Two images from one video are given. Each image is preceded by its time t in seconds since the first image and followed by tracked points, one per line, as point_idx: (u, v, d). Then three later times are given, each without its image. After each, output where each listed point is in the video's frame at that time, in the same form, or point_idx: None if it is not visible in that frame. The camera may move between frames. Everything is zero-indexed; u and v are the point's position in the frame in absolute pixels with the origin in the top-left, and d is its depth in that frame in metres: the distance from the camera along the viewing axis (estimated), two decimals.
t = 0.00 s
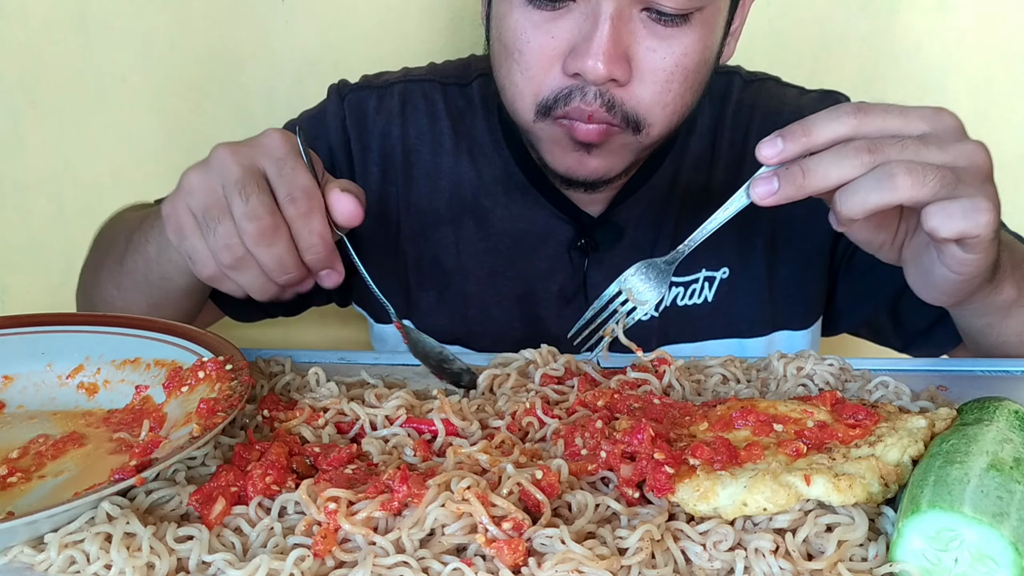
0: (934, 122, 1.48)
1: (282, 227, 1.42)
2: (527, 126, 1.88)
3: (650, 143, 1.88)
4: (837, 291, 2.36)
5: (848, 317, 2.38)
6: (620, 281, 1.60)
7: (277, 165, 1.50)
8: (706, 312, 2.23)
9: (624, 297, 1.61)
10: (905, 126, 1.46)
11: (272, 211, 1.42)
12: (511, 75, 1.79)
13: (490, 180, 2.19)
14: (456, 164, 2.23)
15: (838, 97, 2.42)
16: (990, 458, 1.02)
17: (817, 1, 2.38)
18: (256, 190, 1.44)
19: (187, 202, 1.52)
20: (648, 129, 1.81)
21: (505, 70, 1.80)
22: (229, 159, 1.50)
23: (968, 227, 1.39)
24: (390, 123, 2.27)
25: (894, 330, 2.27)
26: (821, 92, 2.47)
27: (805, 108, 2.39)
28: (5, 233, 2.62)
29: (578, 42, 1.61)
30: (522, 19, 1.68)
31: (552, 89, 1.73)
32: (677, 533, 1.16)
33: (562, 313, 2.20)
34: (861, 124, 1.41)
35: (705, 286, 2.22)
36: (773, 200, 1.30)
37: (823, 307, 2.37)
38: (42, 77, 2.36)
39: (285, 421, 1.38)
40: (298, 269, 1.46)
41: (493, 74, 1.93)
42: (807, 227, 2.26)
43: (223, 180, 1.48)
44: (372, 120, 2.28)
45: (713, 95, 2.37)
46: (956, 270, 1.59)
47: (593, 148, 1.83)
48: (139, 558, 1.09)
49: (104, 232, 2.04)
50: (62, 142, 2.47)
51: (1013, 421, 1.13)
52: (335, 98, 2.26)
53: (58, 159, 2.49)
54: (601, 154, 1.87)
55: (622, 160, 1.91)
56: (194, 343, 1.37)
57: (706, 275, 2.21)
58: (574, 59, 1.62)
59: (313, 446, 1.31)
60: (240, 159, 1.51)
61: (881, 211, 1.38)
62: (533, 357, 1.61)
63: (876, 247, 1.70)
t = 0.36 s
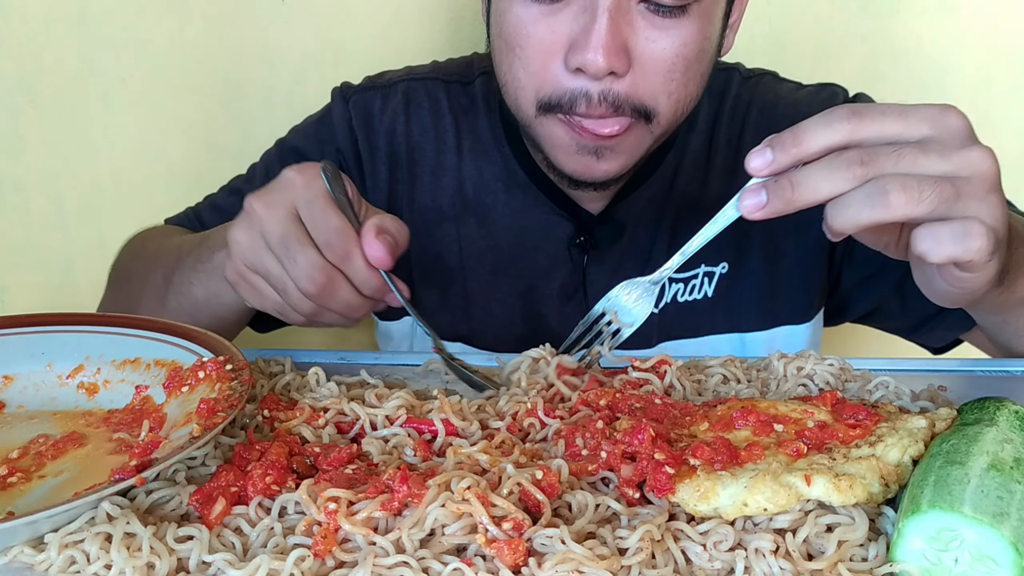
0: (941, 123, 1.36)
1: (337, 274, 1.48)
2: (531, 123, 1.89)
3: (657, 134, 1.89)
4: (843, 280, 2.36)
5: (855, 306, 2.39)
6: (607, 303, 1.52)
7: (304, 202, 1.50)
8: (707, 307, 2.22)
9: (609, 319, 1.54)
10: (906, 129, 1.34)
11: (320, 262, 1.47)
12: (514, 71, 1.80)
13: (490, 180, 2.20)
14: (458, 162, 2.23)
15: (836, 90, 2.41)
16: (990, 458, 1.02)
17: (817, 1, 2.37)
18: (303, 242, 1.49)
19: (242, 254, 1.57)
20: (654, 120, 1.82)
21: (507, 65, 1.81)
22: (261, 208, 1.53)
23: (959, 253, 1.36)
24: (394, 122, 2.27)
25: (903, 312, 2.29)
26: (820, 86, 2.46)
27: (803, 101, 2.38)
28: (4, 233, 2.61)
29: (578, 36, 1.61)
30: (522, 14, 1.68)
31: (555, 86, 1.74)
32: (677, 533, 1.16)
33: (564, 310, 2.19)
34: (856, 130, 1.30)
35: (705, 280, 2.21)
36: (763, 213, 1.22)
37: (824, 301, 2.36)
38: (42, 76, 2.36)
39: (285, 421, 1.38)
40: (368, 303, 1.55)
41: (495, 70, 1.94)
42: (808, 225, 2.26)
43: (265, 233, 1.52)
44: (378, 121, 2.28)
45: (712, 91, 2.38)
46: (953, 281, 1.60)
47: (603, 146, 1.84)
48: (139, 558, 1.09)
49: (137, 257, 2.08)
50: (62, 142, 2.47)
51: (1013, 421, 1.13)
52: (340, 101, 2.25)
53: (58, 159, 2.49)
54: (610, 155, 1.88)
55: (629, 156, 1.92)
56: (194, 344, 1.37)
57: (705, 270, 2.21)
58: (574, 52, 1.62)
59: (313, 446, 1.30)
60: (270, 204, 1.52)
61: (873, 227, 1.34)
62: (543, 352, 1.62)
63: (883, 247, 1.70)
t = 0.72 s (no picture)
0: (891, 105, 1.15)
1: (342, 297, 1.49)
2: (531, 107, 1.87)
3: (659, 120, 1.87)
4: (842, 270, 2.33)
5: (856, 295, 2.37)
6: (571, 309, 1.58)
7: (289, 231, 1.49)
8: (710, 302, 2.22)
9: (574, 322, 1.58)
10: (855, 113, 1.14)
11: (322, 290, 1.47)
12: (515, 59, 1.80)
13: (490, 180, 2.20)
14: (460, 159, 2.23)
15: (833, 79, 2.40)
16: (990, 458, 1.02)
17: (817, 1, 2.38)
18: (301, 273, 1.49)
19: (252, 293, 1.56)
20: (657, 104, 1.80)
21: (508, 52, 1.81)
22: (252, 249, 1.51)
23: (912, 240, 1.19)
24: (398, 120, 2.26)
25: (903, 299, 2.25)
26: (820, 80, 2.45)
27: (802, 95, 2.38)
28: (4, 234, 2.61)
29: (582, 23, 1.63)
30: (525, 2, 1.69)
31: (558, 68, 1.74)
32: (677, 533, 1.16)
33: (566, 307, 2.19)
34: (805, 118, 1.13)
35: (705, 275, 2.21)
36: (718, 208, 1.13)
37: (822, 290, 2.36)
38: (41, 76, 2.36)
39: (285, 422, 1.38)
40: (381, 317, 1.56)
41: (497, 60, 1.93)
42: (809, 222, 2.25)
43: (264, 271, 1.51)
44: (382, 119, 2.26)
45: (712, 87, 2.37)
46: (918, 266, 1.41)
47: (605, 124, 1.80)
48: (139, 558, 1.09)
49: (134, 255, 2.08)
50: (62, 142, 2.46)
51: (1013, 421, 1.13)
52: (343, 99, 2.26)
53: (58, 160, 2.49)
54: (612, 130, 1.83)
55: (634, 138, 1.88)
56: (194, 343, 1.37)
57: (706, 266, 2.20)
58: (579, 40, 1.64)
59: (313, 446, 1.30)
60: (256, 242, 1.51)
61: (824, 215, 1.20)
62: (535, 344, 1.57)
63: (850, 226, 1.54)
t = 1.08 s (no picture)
0: (952, 95, 1.15)
1: (367, 289, 1.50)
2: (524, 103, 1.87)
3: (652, 118, 1.87)
4: (839, 263, 2.35)
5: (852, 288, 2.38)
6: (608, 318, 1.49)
7: (328, 221, 1.51)
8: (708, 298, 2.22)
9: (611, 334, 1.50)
10: (915, 107, 1.14)
11: (350, 278, 1.48)
12: (510, 55, 1.80)
13: (490, 179, 2.20)
14: (461, 158, 2.23)
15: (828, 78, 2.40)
16: (990, 458, 1.02)
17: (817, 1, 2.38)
18: (332, 259, 1.50)
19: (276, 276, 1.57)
20: (648, 102, 1.80)
21: (501, 48, 1.81)
22: (289, 230, 1.53)
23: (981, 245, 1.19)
24: (398, 121, 2.26)
25: (897, 291, 2.26)
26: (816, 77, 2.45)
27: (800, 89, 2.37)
28: (4, 233, 2.61)
29: (576, 20, 1.63)
30: None
31: (550, 64, 1.73)
32: (677, 533, 1.16)
33: (566, 305, 2.18)
34: (862, 110, 1.11)
35: (705, 271, 2.20)
36: (765, 212, 1.08)
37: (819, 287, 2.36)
38: (41, 76, 2.35)
39: (285, 421, 1.37)
40: (399, 321, 1.56)
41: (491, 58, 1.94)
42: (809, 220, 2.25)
43: (295, 254, 1.52)
44: (383, 119, 2.27)
45: (709, 84, 2.37)
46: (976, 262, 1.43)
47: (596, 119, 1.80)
48: (139, 558, 1.09)
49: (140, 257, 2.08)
50: (62, 142, 2.46)
51: (1013, 421, 1.13)
52: (344, 103, 2.25)
53: (58, 159, 2.49)
54: (603, 126, 1.82)
55: (626, 137, 1.88)
56: (194, 344, 1.37)
57: (704, 261, 2.20)
58: (572, 37, 1.64)
59: (313, 446, 1.30)
60: (296, 225, 1.53)
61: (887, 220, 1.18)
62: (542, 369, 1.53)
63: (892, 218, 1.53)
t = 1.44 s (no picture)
0: (925, 84, 1.11)
1: (340, 306, 1.48)
2: (533, 110, 1.88)
3: (661, 118, 1.87)
4: (834, 257, 2.34)
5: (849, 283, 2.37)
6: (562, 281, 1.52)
7: (273, 251, 1.49)
8: (709, 295, 2.22)
9: (566, 296, 1.53)
10: (888, 92, 1.10)
11: (318, 302, 1.47)
12: (516, 59, 1.80)
13: (490, 180, 2.21)
14: (462, 156, 2.23)
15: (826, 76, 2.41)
16: (990, 458, 1.02)
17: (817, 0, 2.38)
18: (294, 290, 1.48)
19: (252, 321, 1.56)
20: (657, 103, 1.81)
21: (509, 56, 1.82)
22: (241, 279, 1.51)
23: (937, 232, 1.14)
24: (399, 120, 2.26)
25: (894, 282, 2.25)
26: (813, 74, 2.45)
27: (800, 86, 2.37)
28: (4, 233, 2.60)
29: (580, 21, 1.63)
30: (524, 3, 1.69)
31: (558, 70, 1.74)
32: (677, 533, 1.16)
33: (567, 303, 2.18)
34: (831, 92, 1.07)
35: (705, 269, 2.21)
36: (730, 187, 1.08)
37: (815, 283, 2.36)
38: (41, 76, 2.35)
39: (285, 422, 1.38)
40: (383, 316, 1.56)
41: (498, 63, 1.94)
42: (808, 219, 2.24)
43: (257, 296, 1.51)
44: (383, 119, 2.26)
45: (709, 83, 2.37)
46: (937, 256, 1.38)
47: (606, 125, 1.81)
48: (139, 558, 1.09)
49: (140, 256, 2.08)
50: (62, 142, 2.46)
51: (1013, 421, 1.13)
52: (344, 103, 2.26)
53: (58, 159, 2.49)
54: (614, 133, 1.84)
55: (634, 138, 1.89)
56: (194, 344, 1.37)
57: (705, 258, 2.20)
58: (577, 37, 1.64)
59: (313, 446, 1.30)
60: (244, 271, 1.51)
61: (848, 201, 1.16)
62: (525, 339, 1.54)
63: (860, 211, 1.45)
